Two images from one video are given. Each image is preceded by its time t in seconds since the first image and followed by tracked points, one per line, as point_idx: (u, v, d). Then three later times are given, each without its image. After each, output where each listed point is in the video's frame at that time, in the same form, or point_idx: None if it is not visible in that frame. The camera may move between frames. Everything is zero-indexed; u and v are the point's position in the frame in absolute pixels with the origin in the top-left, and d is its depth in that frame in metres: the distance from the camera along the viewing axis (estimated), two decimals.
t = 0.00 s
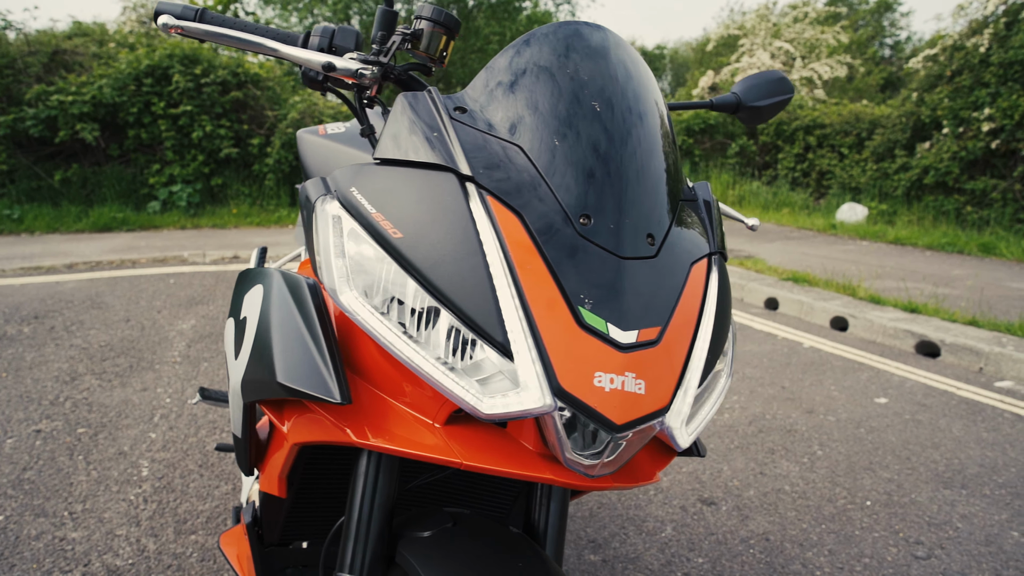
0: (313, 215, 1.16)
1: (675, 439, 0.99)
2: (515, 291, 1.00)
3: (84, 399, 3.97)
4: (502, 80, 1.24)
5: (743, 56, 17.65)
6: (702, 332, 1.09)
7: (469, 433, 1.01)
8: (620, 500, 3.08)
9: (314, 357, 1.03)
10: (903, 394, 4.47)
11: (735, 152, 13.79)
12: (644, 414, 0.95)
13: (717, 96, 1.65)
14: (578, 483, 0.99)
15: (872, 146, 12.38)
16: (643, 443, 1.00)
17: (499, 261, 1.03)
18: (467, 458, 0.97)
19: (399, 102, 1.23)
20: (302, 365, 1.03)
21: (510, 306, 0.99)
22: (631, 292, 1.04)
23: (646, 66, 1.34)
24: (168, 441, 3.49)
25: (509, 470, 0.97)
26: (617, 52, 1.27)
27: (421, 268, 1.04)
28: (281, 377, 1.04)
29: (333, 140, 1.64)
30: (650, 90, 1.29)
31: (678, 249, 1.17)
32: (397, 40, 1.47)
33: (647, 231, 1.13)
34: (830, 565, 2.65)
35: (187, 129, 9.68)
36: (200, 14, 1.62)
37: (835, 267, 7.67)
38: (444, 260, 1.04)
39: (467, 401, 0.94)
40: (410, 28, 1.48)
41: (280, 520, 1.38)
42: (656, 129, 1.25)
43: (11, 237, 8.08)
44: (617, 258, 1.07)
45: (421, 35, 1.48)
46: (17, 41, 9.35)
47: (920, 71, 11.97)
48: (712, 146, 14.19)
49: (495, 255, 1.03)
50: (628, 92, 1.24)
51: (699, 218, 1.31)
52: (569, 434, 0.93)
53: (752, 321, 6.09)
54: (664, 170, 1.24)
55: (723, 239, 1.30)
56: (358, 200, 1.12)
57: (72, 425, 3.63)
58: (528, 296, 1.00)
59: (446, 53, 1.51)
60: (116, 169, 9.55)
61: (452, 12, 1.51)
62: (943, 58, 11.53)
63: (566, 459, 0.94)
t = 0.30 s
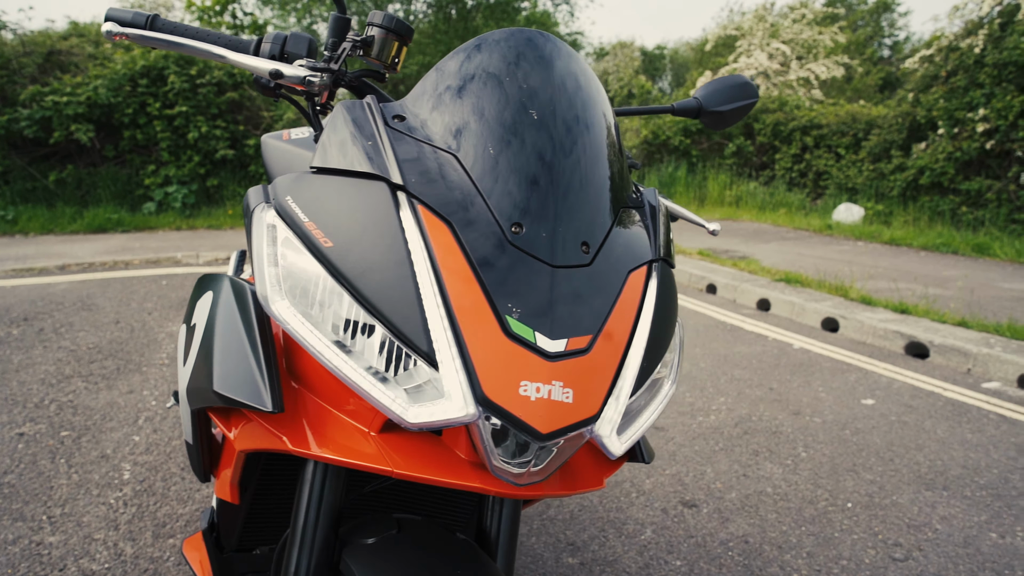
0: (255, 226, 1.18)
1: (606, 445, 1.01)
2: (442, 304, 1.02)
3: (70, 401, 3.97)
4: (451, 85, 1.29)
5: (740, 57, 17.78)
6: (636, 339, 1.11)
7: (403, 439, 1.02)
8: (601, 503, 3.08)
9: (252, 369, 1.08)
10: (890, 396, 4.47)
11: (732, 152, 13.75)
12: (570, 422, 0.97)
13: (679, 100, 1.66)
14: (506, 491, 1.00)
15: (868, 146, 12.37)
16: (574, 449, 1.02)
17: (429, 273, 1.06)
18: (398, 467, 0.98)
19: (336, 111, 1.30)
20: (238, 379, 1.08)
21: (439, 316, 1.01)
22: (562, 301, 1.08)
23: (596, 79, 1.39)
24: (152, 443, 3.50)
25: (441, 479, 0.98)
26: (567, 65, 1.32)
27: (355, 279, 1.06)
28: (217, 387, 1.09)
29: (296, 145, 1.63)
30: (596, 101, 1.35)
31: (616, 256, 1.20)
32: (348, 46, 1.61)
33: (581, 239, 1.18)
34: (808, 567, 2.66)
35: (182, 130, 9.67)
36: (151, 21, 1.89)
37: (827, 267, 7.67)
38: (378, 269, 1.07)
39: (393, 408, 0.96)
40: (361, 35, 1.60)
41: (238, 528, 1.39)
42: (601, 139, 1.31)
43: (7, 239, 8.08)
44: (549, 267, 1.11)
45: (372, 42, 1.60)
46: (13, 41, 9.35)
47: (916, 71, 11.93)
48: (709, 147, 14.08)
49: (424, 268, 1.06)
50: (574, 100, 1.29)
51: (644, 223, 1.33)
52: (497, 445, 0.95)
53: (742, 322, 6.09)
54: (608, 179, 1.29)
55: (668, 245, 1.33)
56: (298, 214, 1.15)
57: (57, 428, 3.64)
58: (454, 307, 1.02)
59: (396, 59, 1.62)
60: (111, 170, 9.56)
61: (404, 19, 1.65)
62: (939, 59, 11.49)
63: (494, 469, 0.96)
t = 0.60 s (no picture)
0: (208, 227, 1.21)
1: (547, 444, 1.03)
2: (381, 307, 1.05)
3: (63, 401, 4.00)
4: (408, 88, 1.32)
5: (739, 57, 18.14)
6: (579, 340, 1.13)
7: (348, 438, 1.05)
8: (585, 502, 3.10)
9: (205, 371, 1.14)
10: (880, 396, 4.48)
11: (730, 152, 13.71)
12: (505, 421, 1.00)
13: (646, 103, 1.68)
14: (449, 489, 1.02)
15: (866, 146, 12.37)
16: (515, 446, 1.04)
17: (371, 278, 1.09)
18: (342, 464, 1.01)
19: (288, 117, 1.33)
20: (194, 380, 1.13)
21: (379, 318, 1.04)
22: (503, 304, 1.11)
23: (552, 88, 1.43)
24: (143, 443, 3.53)
25: (383, 476, 1.01)
26: (524, 74, 1.36)
27: (300, 282, 1.08)
28: (171, 387, 1.15)
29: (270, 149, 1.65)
30: (552, 109, 1.38)
31: (562, 259, 1.23)
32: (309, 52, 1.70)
33: (526, 243, 1.20)
34: (787, 567, 2.67)
35: (181, 132, 9.69)
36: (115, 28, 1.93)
37: (821, 268, 7.69)
38: (323, 271, 1.09)
39: (334, 407, 0.98)
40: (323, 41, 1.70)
41: (206, 526, 1.41)
42: (555, 145, 1.35)
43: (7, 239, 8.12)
44: (491, 270, 1.14)
45: (332, 49, 1.71)
46: (13, 43, 9.39)
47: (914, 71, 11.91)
48: (708, 147, 14.12)
49: (366, 271, 1.10)
50: (527, 107, 1.32)
51: (598, 228, 1.36)
52: (437, 446, 0.99)
53: (735, 323, 6.11)
54: (559, 183, 1.32)
55: (620, 247, 1.36)
56: (246, 218, 1.17)
57: (49, 427, 3.67)
58: (394, 309, 1.06)
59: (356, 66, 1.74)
60: (110, 172, 9.61)
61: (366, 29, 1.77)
62: (937, 59, 11.48)
63: (433, 466, 0.98)
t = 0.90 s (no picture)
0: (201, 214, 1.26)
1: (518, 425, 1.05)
2: (357, 289, 1.09)
3: (94, 390, 4.13)
4: (397, 79, 1.36)
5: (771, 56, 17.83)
6: (554, 325, 1.16)
7: (327, 417, 1.09)
8: (596, 497, 3.10)
9: (195, 351, 1.19)
10: (904, 399, 4.40)
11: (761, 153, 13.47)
12: (472, 400, 1.02)
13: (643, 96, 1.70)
14: (421, 466, 1.05)
15: (901, 146, 12.14)
16: (487, 426, 1.07)
17: (347, 262, 1.13)
18: (318, 440, 1.06)
19: (276, 107, 1.38)
20: (186, 361, 1.19)
21: (353, 299, 1.08)
22: (478, 288, 1.14)
23: (540, 83, 1.47)
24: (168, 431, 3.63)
25: (358, 453, 1.05)
26: (513, 69, 1.40)
27: (279, 264, 1.12)
28: (163, 365, 1.21)
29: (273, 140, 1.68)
30: (539, 104, 1.42)
31: (542, 247, 1.25)
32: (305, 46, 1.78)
33: (503, 229, 1.24)
34: (798, 566, 2.65)
35: (214, 131, 9.90)
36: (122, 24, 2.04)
37: (849, 269, 7.57)
38: (302, 254, 1.13)
39: (308, 383, 1.02)
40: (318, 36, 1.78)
41: (208, 504, 1.46)
42: (541, 137, 1.38)
43: (48, 235, 8.38)
44: (468, 254, 1.18)
45: (328, 42, 1.78)
46: (57, 46, 9.71)
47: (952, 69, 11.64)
48: (737, 147, 13.79)
49: (346, 255, 1.13)
50: (513, 100, 1.37)
51: (585, 218, 1.38)
52: (410, 426, 1.02)
53: (759, 323, 6.04)
54: (544, 176, 1.36)
55: (604, 238, 1.38)
56: (232, 203, 1.21)
57: (80, 415, 3.79)
58: (368, 291, 1.09)
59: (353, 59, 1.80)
60: (147, 170, 9.87)
61: (360, 22, 1.82)
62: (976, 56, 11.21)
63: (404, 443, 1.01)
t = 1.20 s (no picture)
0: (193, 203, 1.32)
1: (487, 411, 1.07)
2: (330, 276, 1.14)
3: (130, 380, 4.28)
4: (390, 69, 1.41)
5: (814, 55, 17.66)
6: (526, 315, 1.19)
7: (304, 399, 1.14)
8: (611, 495, 3.09)
9: (183, 332, 1.25)
10: (937, 405, 4.27)
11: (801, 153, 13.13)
12: (441, 384, 1.05)
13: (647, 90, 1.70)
14: (391, 448, 1.08)
15: (948, 146, 11.84)
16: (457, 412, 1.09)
17: (322, 250, 1.17)
18: (293, 419, 1.11)
19: (264, 99, 1.45)
20: (174, 342, 1.26)
21: (325, 283, 1.13)
22: (451, 277, 1.18)
23: (531, 81, 1.52)
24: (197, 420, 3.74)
25: (330, 433, 1.09)
26: (506, 66, 1.45)
27: (256, 249, 1.17)
28: (152, 344, 1.28)
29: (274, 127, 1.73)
30: (528, 101, 1.48)
31: (519, 240, 1.29)
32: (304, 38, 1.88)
33: (478, 217, 1.28)
34: (814, 571, 2.60)
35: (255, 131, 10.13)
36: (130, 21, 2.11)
37: (887, 272, 7.38)
38: (279, 239, 1.18)
39: (281, 365, 1.05)
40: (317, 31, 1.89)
41: (211, 486, 1.52)
42: (528, 132, 1.44)
43: (96, 230, 8.68)
44: (443, 243, 1.22)
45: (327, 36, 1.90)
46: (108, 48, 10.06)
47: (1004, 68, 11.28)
48: (777, 148, 13.44)
49: (320, 243, 1.18)
50: (502, 95, 1.42)
51: (569, 213, 1.41)
52: (381, 409, 1.05)
53: (790, 326, 5.92)
54: (529, 169, 1.41)
55: (587, 232, 1.41)
56: (219, 189, 1.26)
57: (115, 402, 3.93)
58: (341, 275, 1.14)
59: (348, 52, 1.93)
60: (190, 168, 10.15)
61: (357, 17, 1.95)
62: None
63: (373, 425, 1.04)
